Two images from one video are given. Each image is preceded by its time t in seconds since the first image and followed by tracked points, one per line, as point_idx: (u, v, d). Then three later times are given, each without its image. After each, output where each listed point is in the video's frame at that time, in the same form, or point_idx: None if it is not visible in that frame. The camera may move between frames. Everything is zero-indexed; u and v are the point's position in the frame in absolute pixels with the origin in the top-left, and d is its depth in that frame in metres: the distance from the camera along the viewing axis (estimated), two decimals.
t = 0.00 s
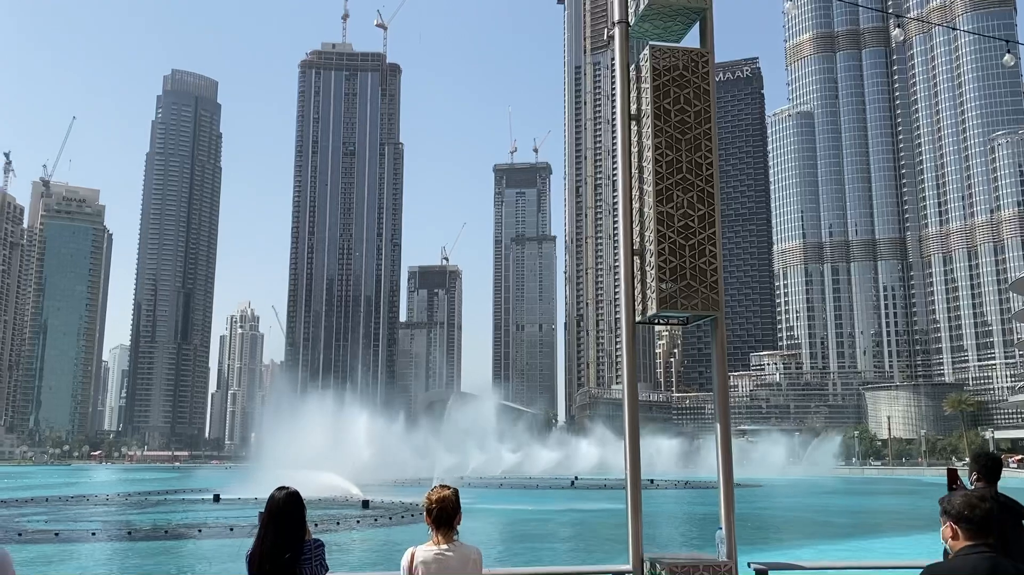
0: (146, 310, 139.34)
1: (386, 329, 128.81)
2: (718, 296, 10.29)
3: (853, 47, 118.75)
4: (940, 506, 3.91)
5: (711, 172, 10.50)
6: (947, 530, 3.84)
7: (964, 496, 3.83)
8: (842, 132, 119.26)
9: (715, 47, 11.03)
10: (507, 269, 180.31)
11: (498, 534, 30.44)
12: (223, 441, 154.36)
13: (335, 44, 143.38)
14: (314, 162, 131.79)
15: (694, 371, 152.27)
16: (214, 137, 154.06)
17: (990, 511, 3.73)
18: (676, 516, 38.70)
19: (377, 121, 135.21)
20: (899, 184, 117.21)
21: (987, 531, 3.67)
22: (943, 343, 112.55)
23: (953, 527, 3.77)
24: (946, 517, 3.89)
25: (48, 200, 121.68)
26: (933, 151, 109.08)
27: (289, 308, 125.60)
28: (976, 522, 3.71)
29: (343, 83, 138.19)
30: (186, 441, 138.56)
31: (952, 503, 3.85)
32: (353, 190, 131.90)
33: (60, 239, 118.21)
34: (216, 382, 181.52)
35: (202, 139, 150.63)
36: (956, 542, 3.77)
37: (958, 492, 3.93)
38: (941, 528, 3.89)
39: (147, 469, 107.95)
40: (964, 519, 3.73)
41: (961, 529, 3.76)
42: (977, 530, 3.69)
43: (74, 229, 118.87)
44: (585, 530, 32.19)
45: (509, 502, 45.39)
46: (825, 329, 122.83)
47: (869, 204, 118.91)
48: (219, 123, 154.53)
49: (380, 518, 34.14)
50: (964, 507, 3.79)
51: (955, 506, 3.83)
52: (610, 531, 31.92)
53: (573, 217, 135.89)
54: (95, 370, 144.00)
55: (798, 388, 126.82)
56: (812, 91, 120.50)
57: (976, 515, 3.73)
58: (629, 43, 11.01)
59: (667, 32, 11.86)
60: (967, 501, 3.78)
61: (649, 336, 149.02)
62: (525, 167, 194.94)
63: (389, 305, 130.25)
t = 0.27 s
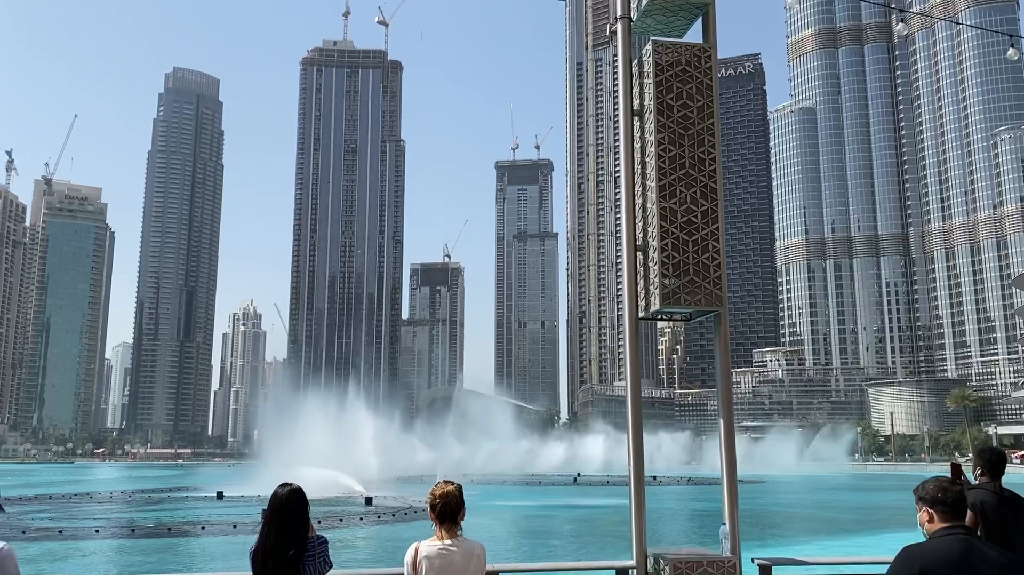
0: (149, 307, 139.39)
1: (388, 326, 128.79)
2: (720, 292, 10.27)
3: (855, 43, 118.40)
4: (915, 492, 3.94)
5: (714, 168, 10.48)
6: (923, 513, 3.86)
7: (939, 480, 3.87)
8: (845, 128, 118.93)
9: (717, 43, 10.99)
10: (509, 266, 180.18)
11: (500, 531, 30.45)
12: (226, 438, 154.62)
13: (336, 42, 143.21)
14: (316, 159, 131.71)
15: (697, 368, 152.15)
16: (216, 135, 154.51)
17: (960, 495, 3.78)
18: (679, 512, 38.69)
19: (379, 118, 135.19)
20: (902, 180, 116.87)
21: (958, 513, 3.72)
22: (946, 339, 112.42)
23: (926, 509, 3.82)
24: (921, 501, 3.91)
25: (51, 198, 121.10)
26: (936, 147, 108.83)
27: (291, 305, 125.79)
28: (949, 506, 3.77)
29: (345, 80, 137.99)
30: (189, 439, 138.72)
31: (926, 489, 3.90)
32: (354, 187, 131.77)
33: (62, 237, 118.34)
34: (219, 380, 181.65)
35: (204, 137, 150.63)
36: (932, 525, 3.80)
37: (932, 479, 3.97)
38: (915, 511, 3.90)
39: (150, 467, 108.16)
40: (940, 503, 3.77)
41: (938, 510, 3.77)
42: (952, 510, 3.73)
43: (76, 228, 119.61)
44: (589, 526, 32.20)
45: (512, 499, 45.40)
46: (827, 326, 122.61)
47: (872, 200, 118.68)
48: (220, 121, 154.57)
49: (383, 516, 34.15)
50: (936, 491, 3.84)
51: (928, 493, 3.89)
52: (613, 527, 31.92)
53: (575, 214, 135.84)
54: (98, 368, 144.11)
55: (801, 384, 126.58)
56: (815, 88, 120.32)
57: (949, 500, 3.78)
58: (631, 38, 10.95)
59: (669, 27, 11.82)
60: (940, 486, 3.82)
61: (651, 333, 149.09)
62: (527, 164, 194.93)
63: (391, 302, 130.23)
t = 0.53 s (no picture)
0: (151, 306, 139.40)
1: (390, 325, 128.83)
2: (722, 288, 10.24)
3: (856, 39, 118.19)
4: (889, 490, 3.94)
5: (716, 165, 10.46)
6: (895, 511, 3.85)
7: (910, 481, 3.87)
8: (847, 125, 118.79)
9: (719, 39, 10.97)
10: (510, 264, 180.13)
11: (502, 528, 30.47)
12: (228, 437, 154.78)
13: (337, 40, 143.18)
14: (317, 158, 131.66)
15: (698, 365, 152.14)
16: (217, 133, 154.30)
17: (930, 494, 3.79)
18: (681, 509, 38.74)
19: (380, 116, 135.19)
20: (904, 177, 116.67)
21: (929, 511, 3.72)
22: (947, 336, 112.43)
23: (898, 509, 3.81)
24: (894, 500, 3.90)
25: (52, 197, 121.21)
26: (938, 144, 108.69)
27: (292, 305, 125.96)
28: (921, 506, 3.75)
29: (346, 79, 137.95)
30: (191, 437, 138.86)
31: (899, 488, 3.89)
32: (355, 185, 131.68)
33: (64, 236, 118.61)
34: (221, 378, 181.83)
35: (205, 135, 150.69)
36: (906, 523, 3.78)
37: (903, 479, 3.98)
38: (890, 510, 3.88)
39: (153, 465, 108.48)
40: (911, 502, 3.76)
41: (909, 509, 3.78)
42: (921, 508, 3.73)
43: (78, 226, 119.81)
44: (591, 524, 32.23)
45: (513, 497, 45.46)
46: (829, 323, 122.51)
47: (873, 197, 118.58)
48: (221, 120, 154.65)
49: (385, 514, 34.16)
50: (909, 491, 3.84)
51: (901, 492, 3.88)
52: (615, 524, 31.96)
53: (576, 211, 135.86)
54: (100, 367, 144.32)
55: (803, 381, 126.36)
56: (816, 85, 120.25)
57: (919, 499, 3.78)
58: (633, 35, 10.93)
59: (671, 23, 11.80)
60: (913, 485, 3.80)
61: (653, 330, 149.06)
62: (528, 162, 194.93)
63: (393, 300, 130.24)
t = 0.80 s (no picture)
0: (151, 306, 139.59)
1: (390, 324, 128.70)
2: (724, 286, 10.22)
3: (856, 38, 118.09)
4: (859, 484, 4.06)
5: (719, 162, 10.44)
6: (864, 502, 3.98)
7: (878, 475, 3.99)
8: (847, 123, 118.68)
9: (720, 37, 10.95)
10: (511, 263, 180.07)
11: (503, 528, 30.42)
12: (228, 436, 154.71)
13: (337, 39, 143.06)
14: (317, 157, 131.61)
15: (699, 364, 151.97)
16: (217, 133, 154.11)
17: (896, 486, 3.93)
18: (682, 508, 38.71)
19: (380, 115, 135.10)
20: (904, 175, 116.63)
21: (895, 501, 3.85)
22: (947, 334, 112.46)
23: (867, 500, 3.94)
24: (865, 493, 4.02)
25: (52, 197, 121.14)
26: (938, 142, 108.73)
27: (292, 305, 125.90)
28: (886, 496, 3.89)
29: (346, 78, 138.00)
30: (191, 437, 138.63)
31: (869, 480, 4.02)
32: (355, 184, 131.58)
33: (64, 236, 118.59)
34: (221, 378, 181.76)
35: (205, 135, 150.71)
36: (873, 513, 3.90)
37: (875, 474, 4.09)
38: (860, 502, 4.00)
39: (153, 465, 108.41)
40: (881, 493, 3.89)
41: (878, 499, 3.90)
42: (889, 498, 3.86)
43: (78, 225, 119.90)
44: (591, 522, 32.22)
45: (514, 496, 45.46)
46: (829, 322, 122.44)
47: (873, 195, 118.51)
48: (221, 119, 154.66)
49: (385, 512, 34.16)
50: (878, 485, 3.96)
51: (870, 486, 4.02)
52: (616, 524, 31.90)
53: (576, 210, 135.77)
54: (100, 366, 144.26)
55: (803, 380, 126.06)
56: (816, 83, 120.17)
57: (887, 492, 3.90)
58: (634, 32, 10.92)
59: (672, 21, 11.78)
60: (880, 479, 3.94)
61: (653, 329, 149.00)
62: (528, 161, 194.89)
63: (393, 299, 130.11)
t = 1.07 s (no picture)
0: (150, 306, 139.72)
1: (390, 324, 128.71)
2: (725, 286, 10.25)
3: (856, 38, 118.12)
4: (843, 483, 4.11)
5: (720, 163, 10.45)
6: (848, 501, 4.02)
7: (861, 474, 4.04)
8: (847, 122, 118.67)
9: (721, 38, 10.96)
10: (511, 263, 180.15)
11: (503, 528, 30.41)
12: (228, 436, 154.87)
13: (337, 39, 143.07)
14: (317, 158, 131.71)
15: (698, 364, 152.03)
16: (216, 133, 154.27)
17: (878, 485, 3.98)
18: (682, 508, 38.70)
19: (380, 115, 135.19)
20: (904, 175, 116.73)
21: (879, 499, 3.88)
22: (947, 335, 112.61)
23: (851, 499, 3.97)
24: (847, 492, 4.07)
25: (52, 197, 121.35)
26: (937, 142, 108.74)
27: (293, 305, 125.77)
28: (869, 495, 3.93)
29: (345, 78, 138.04)
30: (192, 437, 138.68)
31: (853, 481, 4.07)
32: (355, 184, 131.62)
33: (63, 236, 118.62)
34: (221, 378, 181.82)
35: (205, 136, 150.82)
36: (856, 511, 3.96)
37: (859, 472, 4.14)
38: (842, 500, 4.05)
39: (153, 465, 108.44)
40: (863, 491, 3.93)
41: (859, 498, 3.95)
42: (872, 498, 3.89)
43: (78, 226, 120.08)
44: (592, 523, 32.21)
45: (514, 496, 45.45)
46: (829, 322, 122.50)
47: (873, 195, 118.57)
48: (221, 119, 154.77)
49: (385, 512, 34.15)
50: (862, 484, 4.01)
51: (855, 485, 4.07)
52: (616, 524, 31.89)
53: (576, 210, 135.91)
54: (100, 367, 144.29)
55: (803, 380, 125.87)
56: (815, 83, 120.16)
57: (869, 491, 3.96)
58: (634, 33, 10.92)
59: (673, 21, 11.79)
60: (863, 478, 3.98)
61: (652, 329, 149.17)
62: (528, 161, 194.98)
63: (392, 300, 130.13)
